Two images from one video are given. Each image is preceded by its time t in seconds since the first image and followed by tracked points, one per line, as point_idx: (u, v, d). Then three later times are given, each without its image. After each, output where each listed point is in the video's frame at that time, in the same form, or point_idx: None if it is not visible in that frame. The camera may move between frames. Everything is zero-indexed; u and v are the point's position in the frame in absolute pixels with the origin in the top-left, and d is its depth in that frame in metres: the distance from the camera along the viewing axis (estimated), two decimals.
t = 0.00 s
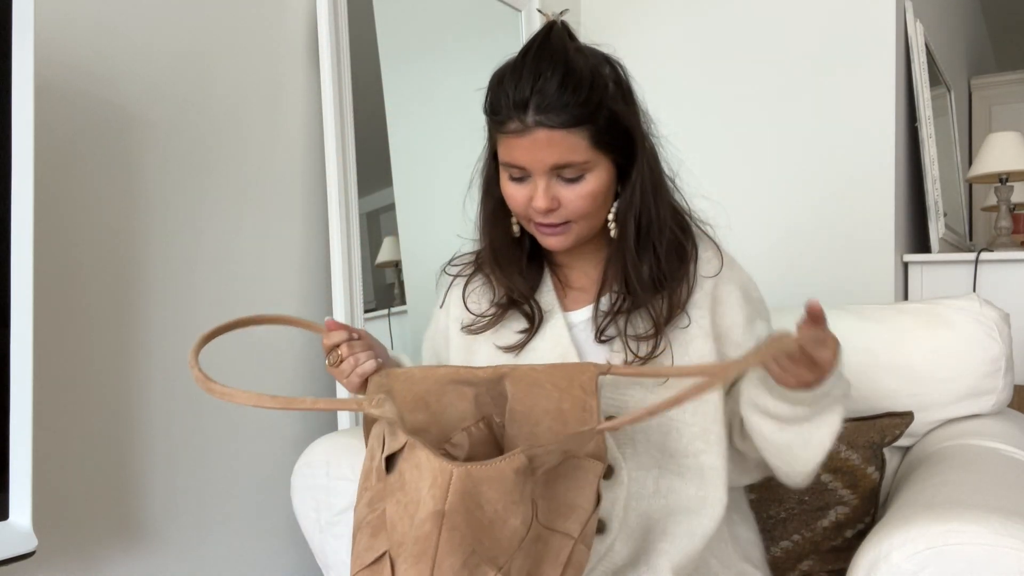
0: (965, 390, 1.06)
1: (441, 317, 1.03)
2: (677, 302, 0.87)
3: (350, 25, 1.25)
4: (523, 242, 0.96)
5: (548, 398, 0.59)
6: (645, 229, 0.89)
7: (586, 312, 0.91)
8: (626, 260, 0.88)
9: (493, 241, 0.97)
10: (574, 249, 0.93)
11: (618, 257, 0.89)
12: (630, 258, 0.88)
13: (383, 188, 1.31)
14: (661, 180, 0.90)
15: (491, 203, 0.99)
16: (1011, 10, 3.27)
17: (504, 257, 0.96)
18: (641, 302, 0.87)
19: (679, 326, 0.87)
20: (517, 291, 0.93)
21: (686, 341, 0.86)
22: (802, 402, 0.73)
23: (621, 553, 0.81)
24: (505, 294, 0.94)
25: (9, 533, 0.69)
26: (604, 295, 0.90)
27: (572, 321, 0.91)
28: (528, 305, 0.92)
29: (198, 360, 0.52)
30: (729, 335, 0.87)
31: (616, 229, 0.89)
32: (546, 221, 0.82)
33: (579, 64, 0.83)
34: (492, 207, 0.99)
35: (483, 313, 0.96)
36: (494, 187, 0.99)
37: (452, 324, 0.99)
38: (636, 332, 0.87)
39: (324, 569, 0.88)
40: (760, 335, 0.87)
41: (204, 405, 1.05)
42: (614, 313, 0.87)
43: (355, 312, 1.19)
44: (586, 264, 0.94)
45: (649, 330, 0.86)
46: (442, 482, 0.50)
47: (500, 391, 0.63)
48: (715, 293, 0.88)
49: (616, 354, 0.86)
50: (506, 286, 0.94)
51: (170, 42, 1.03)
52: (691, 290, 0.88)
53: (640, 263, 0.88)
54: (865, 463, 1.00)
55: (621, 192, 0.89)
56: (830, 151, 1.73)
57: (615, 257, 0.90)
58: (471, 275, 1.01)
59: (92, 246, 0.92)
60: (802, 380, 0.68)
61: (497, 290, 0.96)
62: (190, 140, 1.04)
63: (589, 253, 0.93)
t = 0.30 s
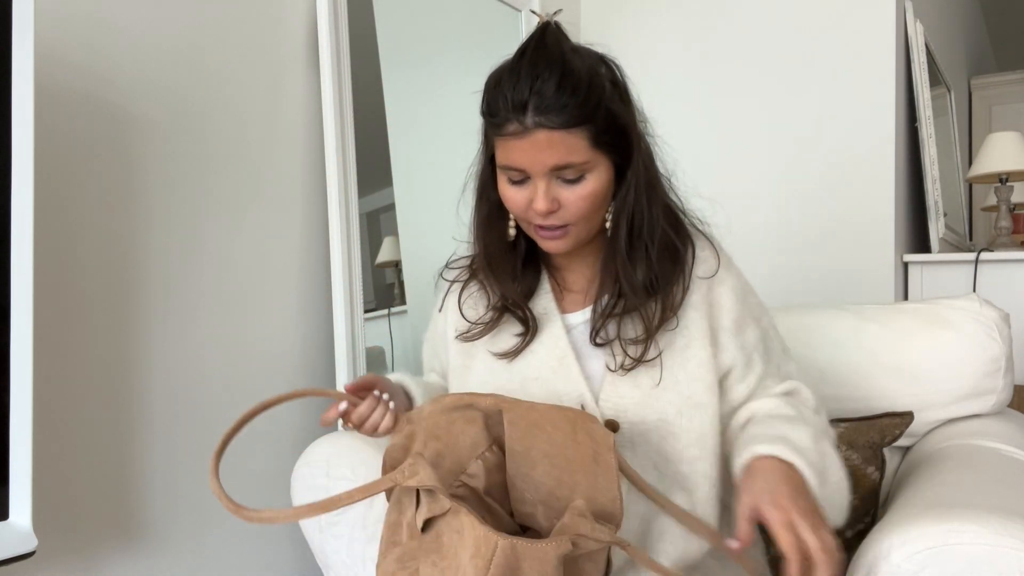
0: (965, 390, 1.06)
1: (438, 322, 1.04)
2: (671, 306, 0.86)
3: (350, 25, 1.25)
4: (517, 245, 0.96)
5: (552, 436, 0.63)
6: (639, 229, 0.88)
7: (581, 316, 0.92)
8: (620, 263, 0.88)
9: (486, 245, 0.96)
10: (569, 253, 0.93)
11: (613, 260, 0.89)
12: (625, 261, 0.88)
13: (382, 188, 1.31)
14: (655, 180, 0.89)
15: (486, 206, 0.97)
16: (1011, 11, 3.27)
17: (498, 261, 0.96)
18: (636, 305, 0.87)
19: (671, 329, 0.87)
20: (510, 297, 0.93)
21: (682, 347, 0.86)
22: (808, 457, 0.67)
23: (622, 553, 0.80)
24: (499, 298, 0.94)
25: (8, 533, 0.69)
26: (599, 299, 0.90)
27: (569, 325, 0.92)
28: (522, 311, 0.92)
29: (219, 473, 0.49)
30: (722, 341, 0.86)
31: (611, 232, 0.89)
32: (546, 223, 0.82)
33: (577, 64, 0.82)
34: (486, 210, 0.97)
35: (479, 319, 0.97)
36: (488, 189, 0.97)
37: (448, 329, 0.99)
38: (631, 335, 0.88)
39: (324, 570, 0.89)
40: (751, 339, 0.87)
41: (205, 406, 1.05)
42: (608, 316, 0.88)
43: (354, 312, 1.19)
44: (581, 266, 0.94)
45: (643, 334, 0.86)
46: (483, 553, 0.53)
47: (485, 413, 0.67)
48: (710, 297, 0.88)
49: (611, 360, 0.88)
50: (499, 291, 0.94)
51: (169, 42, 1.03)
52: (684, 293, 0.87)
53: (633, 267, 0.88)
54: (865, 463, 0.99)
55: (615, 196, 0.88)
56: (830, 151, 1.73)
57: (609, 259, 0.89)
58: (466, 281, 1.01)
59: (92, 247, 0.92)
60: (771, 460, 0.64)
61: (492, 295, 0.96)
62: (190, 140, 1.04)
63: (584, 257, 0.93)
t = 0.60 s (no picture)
0: (966, 390, 1.06)
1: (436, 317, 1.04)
2: (664, 297, 0.87)
3: (350, 26, 1.25)
4: (523, 242, 0.96)
5: (551, 453, 0.63)
6: (642, 229, 0.88)
7: (581, 314, 0.92)
8: (621, 260, 0.88)
9: (495, 242, 0.97)
10: (570, 250, 0.93)
11: (615, 257, 0.89)
12: (626, 258, 0.87)
13: (383, 189, 1.31)
14: (658, 178, 0.88)
15: (492, 204, 0.97)
16: (1010, 11, 3.27)
17: (507, 256, 0.95)
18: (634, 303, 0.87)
19: (665, 321, 0.87)
20: (518, 293, 0.93)
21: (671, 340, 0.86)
22: (713, 486, 0.63)
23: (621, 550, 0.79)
24: (504, 295, 0.94)
25: (9, 533, 0.69)
26: (597, 296, 0.90)
27: (568, 322, 0.93)
28: (528, 307, 0.93)
29: (245, 556, 0.50)
30: (703, 335, 0.85)
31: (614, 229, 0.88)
32: (551, 220, 0.82)
33: (585, 61, 0.83)
34: (492, 207, 0.97)
35: (485, 317, 0.97)
36: (494, 185, 0.96)
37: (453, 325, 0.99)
38: (624, 330, 0.89)
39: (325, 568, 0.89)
40: (738, 332, 0.85)
41: (205, 406, 1.05)
42: (604, 311, 0.89)
43: (355, 312, 1.19)
44: (583, 264, 0.94)
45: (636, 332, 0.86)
46: (476, 567, 0.50)
47: (488, 415, 0.66)
48: (698, 290, 0.88)
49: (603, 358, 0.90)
50: (505, 287, 0.94)
51: (170, 43, 1.03)
52: (676, 287, 0.87)
53: (633, 264, 0.87)
54: (865, 463, 1.00)
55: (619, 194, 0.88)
56: (830, 151, 1.73)
57: (612, 258, 0.89)
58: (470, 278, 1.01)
59: (92, 247, 0.92)
60: (665, 478, 0.60)
61: (498, 292, 0.96)
62: (191, 140, 1.04)
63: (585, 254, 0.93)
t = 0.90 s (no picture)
0: (966, 390, 1.06)
1: (426, 309, 0.96)
2: (666, 299, 0.87)
3: (350, 26, 1.25)
4: (524, 234, 0.95)
5: (539, 454, 0.64)
6: (642, 226, 0.88)
7: (585, 310, 0.93)
8: (622, 258, 0.88)
9: (498, 232, 0.95)
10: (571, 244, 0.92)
11: (615, 254, 0.89)
12: (627, 254, 0.87)
13: (382, 189, 1.31)
14: (660, 176, 0.89)
15: (496, 195, 0.96)
16: (1010, 11, 3.27)
17: (508, 248, 0.94)
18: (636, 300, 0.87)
19: (663, 320, 0.87)
20: (521, 286, 0.91)
21: (671, 339, 0.86)
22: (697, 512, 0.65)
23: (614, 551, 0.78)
24: (505, 287, 0.92)
25: (8, 533, 0.69)
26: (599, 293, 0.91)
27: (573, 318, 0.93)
28: (530, 301, 0.91)
29: None
30: (704, 336, 0.86)
31: (616, 223, 0.88)
32: (553, 210, 0.82)
33: (593, 53, 0.83)
34: (496, 197, 0.96)
35: (489, 310, 0.93)
36: (498, 176, 0.95)
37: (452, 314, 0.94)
38: (627, 326, 0.89)
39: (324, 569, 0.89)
40: (733, 338, 0.86)
41: (204, 406, 1.05)
42: (604, 308, 0.89)
43: (354, 312, 1.19)
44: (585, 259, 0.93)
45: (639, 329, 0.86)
46: (485, 566, 0.50)
47: (477, 419, 0.67)
48: (701, 294, 0.88)
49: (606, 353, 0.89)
50: (506, 279, 0.92)
51: (169, 43, 1.03)
52: (678, 287, 0.87)
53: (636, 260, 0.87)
54: (865, 463, 1.00)
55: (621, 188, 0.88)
56: (830, 152, 1.73)
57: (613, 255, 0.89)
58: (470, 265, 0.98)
59: (92, 246, 0.92)
60: (654, 511, 0.61)
61: (502, 284, 0.93)
62: (190, 139, 1.04)
63: (585, 249, 0.92)
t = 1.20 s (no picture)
0: (966, 390, 1.06)
1: (427, 325, 0.97)
2: (671, 298, 0.87)
3: (350, 27, 1.25)
4: (524, 236, 0.96)
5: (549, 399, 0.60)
6: (654, 230, 0.89)
7: (586, 313, 0.91)
8: (629, 260, 0.89)
9: (500, 235, 0.96)
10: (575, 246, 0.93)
11: (622, 256, 0.90)
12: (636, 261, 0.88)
13: (382, 189, 1.31)
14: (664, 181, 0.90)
15: (497, 196, 0.98)
16: (1010, 10, 3.27)
17: (513, 251, 0.94)
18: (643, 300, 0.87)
19: (671, 321, 0.87)
20: (525, 286, 0.92)
21: (677, 341, 0.85)
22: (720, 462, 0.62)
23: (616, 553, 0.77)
24: (512, 289, 0.93)
25: (9, 534, 0.69)
26: (602, 295, 0.90)
27: (572, 321, 0.91)
28: (533, 304, 0.92)
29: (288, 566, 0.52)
30: (709, 337, 0.85)
31: (622, 228, 0.89)
32: (557, 214, 0.82)
33: (600, 58, 0.84)
34: (497, 199, 0.98)
35: (490, 313, 0.94)
36: (500, 180, 0.97)
37: (453, 322, 0.95)
38: (633, 329, 0.87)
39: (324, 570, 0.88)
40: (740, 335, 0.85)
41: (204, 405, 1.05)
42: (612, 310, 0.88)
43: (354, 312, 1.19)
44: (589, 263, 0.94)
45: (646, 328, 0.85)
46: (471, 458, 0.47)
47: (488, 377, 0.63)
48: (703, 293, 0.88)
49: (610, 353, 0.86)
50: (510, 283, 0.93)
51: (169, 42, 1.03)
52: (681, 289, 0.88)
53: (642, 262, 0.88)
54: (865, 463, 1.00)
55: (626, 191, 0.89)
56: (830, 152, 1.73)
57: (619, 257, 0.90)
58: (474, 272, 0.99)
59: (91, 246, 0.92)
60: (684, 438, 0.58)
61: (503, 287, 0.94)
62: (191, 140, 1.04)
63: (591, 252, 0.93)
